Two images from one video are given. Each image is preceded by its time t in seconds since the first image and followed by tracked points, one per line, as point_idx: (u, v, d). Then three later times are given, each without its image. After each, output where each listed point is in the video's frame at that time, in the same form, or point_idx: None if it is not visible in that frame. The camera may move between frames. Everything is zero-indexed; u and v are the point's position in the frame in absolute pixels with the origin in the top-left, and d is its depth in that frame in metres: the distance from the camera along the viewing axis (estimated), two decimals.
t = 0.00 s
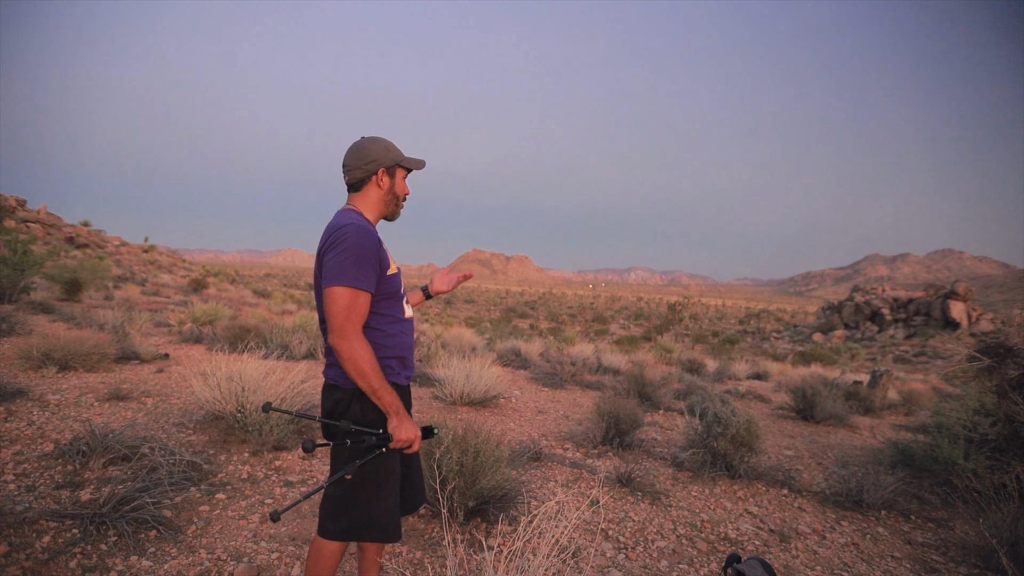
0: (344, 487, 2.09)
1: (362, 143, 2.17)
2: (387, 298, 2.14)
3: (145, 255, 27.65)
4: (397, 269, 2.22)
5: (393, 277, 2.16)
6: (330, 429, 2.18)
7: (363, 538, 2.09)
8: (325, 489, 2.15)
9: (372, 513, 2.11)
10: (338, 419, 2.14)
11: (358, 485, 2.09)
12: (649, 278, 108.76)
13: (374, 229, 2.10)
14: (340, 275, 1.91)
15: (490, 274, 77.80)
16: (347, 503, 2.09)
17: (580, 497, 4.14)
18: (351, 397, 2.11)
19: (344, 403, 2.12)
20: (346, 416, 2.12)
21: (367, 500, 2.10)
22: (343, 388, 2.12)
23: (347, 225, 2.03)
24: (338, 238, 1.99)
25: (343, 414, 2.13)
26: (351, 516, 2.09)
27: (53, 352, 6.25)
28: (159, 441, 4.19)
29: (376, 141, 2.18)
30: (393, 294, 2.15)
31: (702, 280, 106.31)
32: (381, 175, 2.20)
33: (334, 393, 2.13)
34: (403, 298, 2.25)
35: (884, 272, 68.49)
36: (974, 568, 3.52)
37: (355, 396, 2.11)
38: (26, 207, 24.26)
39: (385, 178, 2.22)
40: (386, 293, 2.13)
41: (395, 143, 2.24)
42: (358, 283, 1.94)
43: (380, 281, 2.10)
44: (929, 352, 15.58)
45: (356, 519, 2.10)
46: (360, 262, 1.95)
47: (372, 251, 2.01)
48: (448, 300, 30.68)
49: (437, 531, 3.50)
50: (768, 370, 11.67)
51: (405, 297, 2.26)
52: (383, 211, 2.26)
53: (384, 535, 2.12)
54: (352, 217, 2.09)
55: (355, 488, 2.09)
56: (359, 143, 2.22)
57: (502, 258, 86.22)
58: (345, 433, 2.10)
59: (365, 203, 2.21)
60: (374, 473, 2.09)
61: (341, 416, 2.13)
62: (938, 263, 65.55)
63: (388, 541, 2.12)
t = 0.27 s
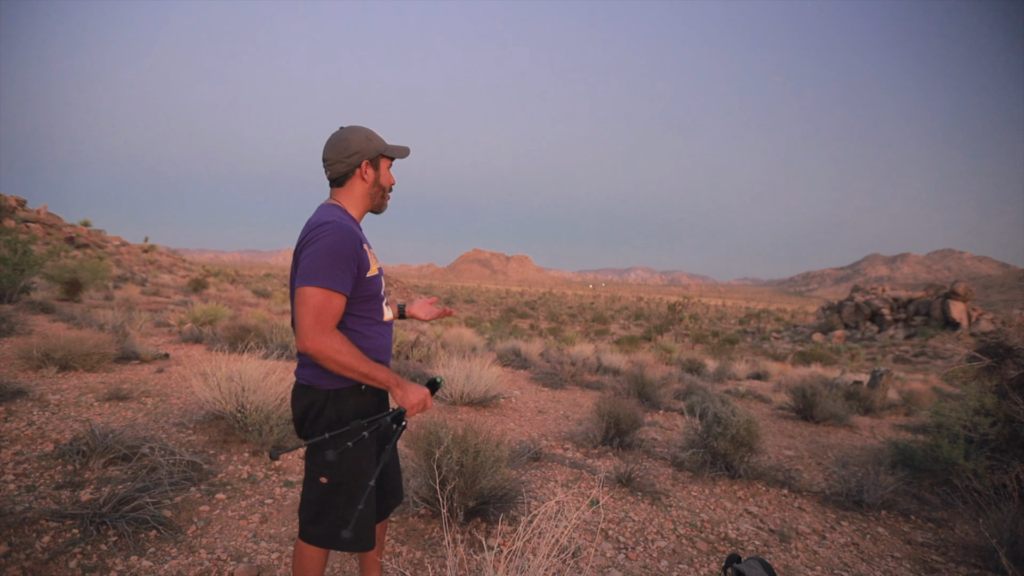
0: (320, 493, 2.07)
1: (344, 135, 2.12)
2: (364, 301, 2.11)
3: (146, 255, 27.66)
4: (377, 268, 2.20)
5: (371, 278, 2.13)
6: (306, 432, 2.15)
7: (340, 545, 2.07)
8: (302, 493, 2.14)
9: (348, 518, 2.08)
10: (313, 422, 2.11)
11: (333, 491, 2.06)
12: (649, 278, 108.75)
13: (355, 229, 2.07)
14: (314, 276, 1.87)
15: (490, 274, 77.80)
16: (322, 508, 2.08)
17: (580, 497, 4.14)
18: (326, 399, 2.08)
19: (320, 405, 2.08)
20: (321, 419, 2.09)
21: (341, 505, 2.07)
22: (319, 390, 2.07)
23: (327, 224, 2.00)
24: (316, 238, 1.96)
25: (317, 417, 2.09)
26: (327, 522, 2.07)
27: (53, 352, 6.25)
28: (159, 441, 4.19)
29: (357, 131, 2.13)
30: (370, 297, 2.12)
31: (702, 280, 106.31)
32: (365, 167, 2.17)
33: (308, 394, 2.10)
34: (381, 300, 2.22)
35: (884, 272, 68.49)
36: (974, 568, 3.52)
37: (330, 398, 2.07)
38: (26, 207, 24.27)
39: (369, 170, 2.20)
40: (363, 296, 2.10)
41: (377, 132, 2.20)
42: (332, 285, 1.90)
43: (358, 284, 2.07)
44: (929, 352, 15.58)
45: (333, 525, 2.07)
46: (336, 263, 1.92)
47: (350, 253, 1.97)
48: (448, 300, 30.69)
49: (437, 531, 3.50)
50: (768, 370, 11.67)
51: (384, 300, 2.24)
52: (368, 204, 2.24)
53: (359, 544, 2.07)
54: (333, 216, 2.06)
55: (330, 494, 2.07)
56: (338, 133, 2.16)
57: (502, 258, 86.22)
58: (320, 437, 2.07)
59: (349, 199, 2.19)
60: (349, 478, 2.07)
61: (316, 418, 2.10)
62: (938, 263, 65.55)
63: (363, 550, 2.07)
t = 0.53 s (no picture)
0: (307, 497, 2.07)
1: (337, 130, 2.11)
2: (354, 300, 2.13)
3: (146, 255, 27.65)
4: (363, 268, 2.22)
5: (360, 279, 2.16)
6: (290, 435, 2.15)
7: (329, 548, 2.07)
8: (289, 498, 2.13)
9: (336, 521, 2.08)
10: (297, 425, 2.10)
11: (321, 494, 2.07)
12: (649, 278, 108.75)
13: (340, 229, 2.07)
14: (318, 282, 1.88)
15: (490, 274, 77.81)
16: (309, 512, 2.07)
17: (580, 497, 4.14)
18: (310, 401, 2.07)
19: (304, 407, 2.07)
20: (305, 423, 2.08)
21: (327, 508, 2.07)
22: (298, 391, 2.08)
23: (312, 227, 1.98)
24: (303, 243, 1.94)
25: (301, 420, 2.09)
26: (316, 525, 2.07)
27: (53, 352, 6.25)
28: (159, 441, 4.19)
29: (349, 127, 2.13)
30: (359, 296, 2.15)
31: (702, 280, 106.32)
32: (356, 164, 2.18)
33: (292, 396, 2.08)
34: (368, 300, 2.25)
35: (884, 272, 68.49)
36: (974, 568, 3.52)
37: (315, 400, 2.06)
38: (26, 207, 24.27)
39: (359, 168, 2.21)
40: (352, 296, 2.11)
41: (367, 129, 2.21)
42: (332, 288, 1.91)
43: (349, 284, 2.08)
44: (929, 352, 15.58)
45: (322, 528, 2.07)
46: (331, 266, 1.93)
47: (340, 254, 1.98)
48: (448, 300, 30.68)
49: (437, 531, 3.51)
50: (768, 370, 11.67)
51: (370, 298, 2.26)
52: (356, 201, 2.26)
53: (349, 544, 2.08)
54: (316, 217, 2.04)
55: (318, 497, 2.07)
56: (327, 126, 2.14)
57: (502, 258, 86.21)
58: (305, 441, 2.07)
59: (336, 196, 2.18)
60: (336, 481, 2.07)
61: (300, 421, 2.09)
62: (938, 263, 65.53)
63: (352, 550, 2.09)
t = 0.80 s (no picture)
0: (311, 497, 2.08)
1: (330, 129, 2.11)
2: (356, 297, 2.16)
3: (146, 255, 27.65)
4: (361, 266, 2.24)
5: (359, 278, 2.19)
6: (292, 437, 2.15)
7: (334, 548, 2.08)
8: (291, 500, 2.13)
9: (341, 521, 2.09)
10: (299, 426, 2.10)
11: (325, 494, 2.07)
12: (649, 278, 108.74)
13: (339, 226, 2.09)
14: (334, 281, 1.92)
15: (490, 274, 77.80)
16: (313, 512, 2.08)
17: (580, 497, 4.15)
18: (313, 401, 2.07)
19: (306, 408, 2.07)
20: (308, 424, 2.08)
21: (332, 509, 2.08)
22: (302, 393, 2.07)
23: (314, 226, 1.98)
24: (308, 243, 1.95)
25: (304, 420, 2.09)
26: (320, 526, 2.08)
27: (53, 352, 6.25)
28: (159, 441, 4.20)
29: (340, 126, 2.14)
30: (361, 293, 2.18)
31: (702, 280, 106.33)
32: (350, 163, 2.19)
33: (295, 397, 2.08)
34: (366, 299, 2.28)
35: (884, 272, 68.49)
36: (974, 568, 3.52)
37: (317, 400, 2.06)
38: (26, 207, 24.28)
39: (352, 167, 2.21)
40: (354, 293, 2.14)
41: (359, 129, 2.22)
42: (346, 286, 1.96)
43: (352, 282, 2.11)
44: (929, 352, 15.57)
45: (326, 528, 2.08)
46: (341, 265, 1.97)
47: (346, 252, 2.02)
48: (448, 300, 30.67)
49: (437, 531, 3.51)
50: (768, 370, 11.67)
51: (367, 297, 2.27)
52: (349, 200, 2.26)
53: (354, 544, 2.10)
54: (315, 216, 2.05)
55: (322, 497, 2.08)
56: (320, 124, 2.14)
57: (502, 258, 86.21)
58: (309, 442, 2.07)
59: (330, 194, 2.18)
60: (340, 481, 2.08)
61: (303, 422, 2.09)
62: (938, 263, 65.52)
63: (357, 550, 2.10)
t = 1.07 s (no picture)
0: (318, 493, 2.08)
1: (340, 131, 2.12)
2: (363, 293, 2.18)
3: (146, 255, 27.66)
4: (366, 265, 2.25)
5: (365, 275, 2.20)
6: (298, 434, 2.15)
7: (341, 544, 2.08)
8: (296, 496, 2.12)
9: (348, 517, 2.09)
10: (307, 423, 2.10)
11: (332, 489, 2.08)
12: (649, 278, 108.73)
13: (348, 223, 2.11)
14: (348, 276, 1.95)
15: (490, 274, 77.81)
16: (319, 508, 2.08)
17: (580, 497, 4.15)
18: (321, 399, 2.07)
19: (314, 406, 2.07)
20: (315, 420, 2.08)
21: (339, 505, 2.09)
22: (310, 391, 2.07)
23: (325, 222, 2.00)
24: (321, 239, 1.96)
25: (311, 418, 2.09)
26: (327, 521, 2.08)
27: (53, 352, 6.25)
28: (159, 441, 4.20)
29: (350, 129, 2.15)
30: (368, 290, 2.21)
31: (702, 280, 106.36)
32: (357, 165, 2.19)
33: (303, 395, 2.08)
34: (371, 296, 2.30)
35: (884, 272, 68.49)
36: (974, 568, 3.52)
37: (326, 398, 2.06)
38: (26, 207, 24.29)
39: (360, 169, 2.22)
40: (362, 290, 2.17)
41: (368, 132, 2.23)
42: (359, 280, 1.99)
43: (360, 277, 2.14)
44: (929, 352, 15.57)
45: (332, 524, 2.08)
46: (354, 260, 1.99)
47: (358, 248, 2.05)
48: (448, 300, 30.67)
49: (437, 531, 3.51)
50: (768, 371, 11.67)
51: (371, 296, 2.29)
52: (354, 202, 2.26)
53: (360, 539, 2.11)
54: (325, 212, 2.06)
55: (329, 492, 2.08)
56: (330, 126, 2.15)
57: (502, 258, 86.20)
58: (316, 439, 2.07)
59: (337, 195, 2.18)
60: (348, 476, 2.09)
61: (310, 419, 2.09)
62: (938, 263, 65.51)
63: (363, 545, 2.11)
